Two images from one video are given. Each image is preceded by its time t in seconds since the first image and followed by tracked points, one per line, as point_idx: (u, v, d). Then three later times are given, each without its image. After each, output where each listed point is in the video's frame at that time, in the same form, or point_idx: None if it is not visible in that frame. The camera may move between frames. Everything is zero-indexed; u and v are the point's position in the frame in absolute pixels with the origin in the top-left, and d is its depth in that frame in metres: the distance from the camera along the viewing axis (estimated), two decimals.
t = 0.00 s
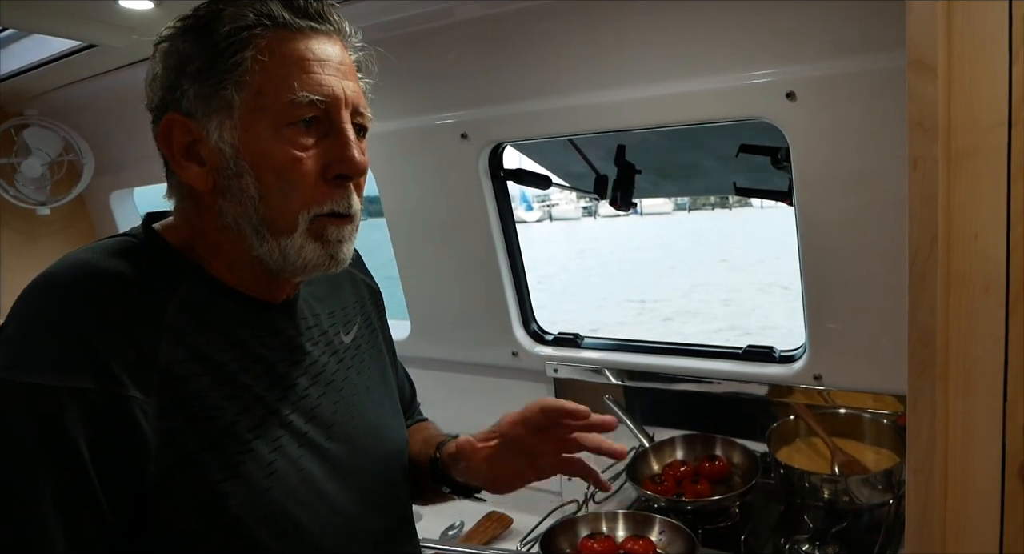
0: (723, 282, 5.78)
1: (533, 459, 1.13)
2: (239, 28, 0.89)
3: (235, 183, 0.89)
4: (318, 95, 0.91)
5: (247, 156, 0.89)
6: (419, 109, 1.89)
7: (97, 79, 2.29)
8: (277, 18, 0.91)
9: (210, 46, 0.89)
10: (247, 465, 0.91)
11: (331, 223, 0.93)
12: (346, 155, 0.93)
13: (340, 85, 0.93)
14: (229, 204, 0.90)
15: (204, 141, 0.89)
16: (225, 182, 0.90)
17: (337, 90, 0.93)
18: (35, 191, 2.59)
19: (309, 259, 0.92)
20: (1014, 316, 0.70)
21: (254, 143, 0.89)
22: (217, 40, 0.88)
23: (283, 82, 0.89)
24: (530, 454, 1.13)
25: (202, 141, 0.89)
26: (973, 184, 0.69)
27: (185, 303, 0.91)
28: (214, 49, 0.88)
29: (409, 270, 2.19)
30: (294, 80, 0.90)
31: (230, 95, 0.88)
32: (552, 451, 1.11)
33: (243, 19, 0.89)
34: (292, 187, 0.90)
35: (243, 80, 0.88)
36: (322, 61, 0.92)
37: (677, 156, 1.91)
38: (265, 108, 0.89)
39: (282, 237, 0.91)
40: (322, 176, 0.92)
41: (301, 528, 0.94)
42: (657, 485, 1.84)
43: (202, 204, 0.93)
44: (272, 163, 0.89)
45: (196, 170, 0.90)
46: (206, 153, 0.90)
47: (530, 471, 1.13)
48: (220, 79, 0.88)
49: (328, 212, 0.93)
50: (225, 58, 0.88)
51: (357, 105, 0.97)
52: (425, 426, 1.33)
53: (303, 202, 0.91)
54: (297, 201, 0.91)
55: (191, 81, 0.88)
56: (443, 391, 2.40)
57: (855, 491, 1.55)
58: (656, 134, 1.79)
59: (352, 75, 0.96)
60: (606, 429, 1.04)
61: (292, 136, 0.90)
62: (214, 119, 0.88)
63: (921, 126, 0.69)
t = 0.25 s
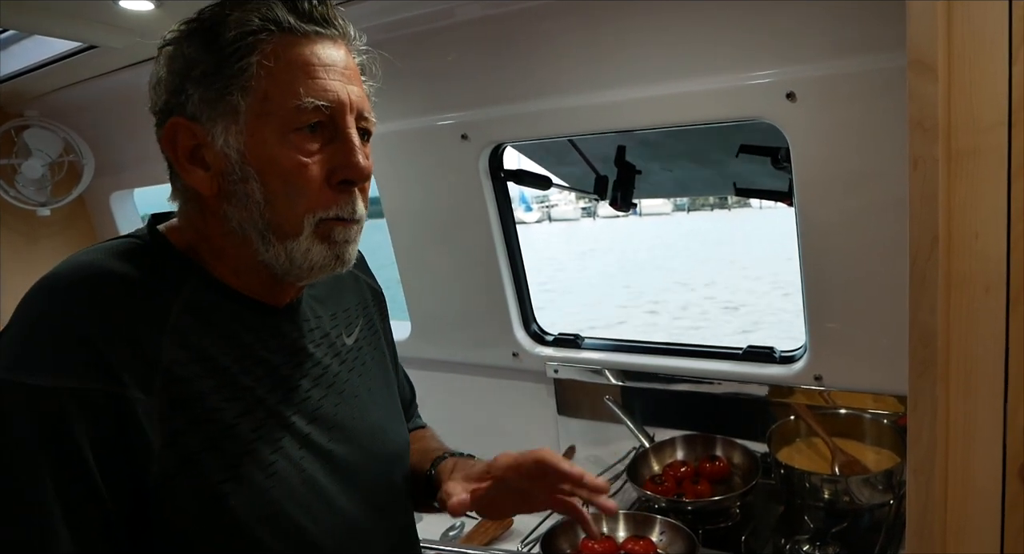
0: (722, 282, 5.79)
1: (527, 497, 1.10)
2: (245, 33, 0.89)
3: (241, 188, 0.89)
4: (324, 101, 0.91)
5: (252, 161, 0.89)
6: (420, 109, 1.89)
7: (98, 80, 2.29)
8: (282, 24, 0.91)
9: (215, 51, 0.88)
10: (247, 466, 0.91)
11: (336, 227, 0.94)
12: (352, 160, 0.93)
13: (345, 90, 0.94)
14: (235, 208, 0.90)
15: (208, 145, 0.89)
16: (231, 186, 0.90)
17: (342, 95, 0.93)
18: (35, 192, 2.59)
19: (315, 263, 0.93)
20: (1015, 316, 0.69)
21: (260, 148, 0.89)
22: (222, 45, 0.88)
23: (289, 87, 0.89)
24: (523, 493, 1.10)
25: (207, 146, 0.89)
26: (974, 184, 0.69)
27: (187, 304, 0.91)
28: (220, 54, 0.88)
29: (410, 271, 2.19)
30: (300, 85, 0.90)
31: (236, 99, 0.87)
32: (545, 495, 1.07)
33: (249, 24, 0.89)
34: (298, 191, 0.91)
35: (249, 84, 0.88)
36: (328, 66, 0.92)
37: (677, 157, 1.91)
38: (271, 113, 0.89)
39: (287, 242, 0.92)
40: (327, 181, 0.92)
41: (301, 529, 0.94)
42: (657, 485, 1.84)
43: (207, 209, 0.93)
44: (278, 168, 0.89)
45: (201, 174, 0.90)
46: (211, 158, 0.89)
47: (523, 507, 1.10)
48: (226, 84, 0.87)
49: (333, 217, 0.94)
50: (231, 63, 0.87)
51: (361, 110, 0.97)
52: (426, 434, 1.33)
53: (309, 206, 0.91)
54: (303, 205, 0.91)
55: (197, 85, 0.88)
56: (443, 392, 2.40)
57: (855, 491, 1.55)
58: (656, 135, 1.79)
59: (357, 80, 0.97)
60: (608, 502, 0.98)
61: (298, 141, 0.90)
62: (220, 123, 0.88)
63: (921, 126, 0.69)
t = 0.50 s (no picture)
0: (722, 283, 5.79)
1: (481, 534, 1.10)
2: (249, 37, 0.89)
3: (244, 192, 0.90)
4: (327, 106, 0.91)
5: (255, 166, 0.89)
6: (420, 110, 1.89)
7: (98, 80, 2.30)
8: (286, 28, 0.91)
9: (219, 55, 0.88)
10: (246, 464, 0.91)
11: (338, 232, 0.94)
12: (354, 164, 0.93)
13: (348, 95, 0.94)
14: (237, 212, 0.90)
15: (211, 149, 0.89)
16: (233, 190, 0.90)
17: (345, 100, 0.93)
18: (36, 192, 2.60)
19: (316, 267, 0.93)
20: (1015, 316, 0.70)
21: (263, 152, 0.89)
22: (226, 49, 0.88)
23: (292, 92, 0.89)
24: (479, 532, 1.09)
25: (210, 150, 0.89)
26: (974, 184, 0.69)
27: (187, 304, 0.91)
28: (224, 58, 0.88)
29: (410, 271, 2.19)
30: (303, 90, 0.90)
31: (240, 104, 0.88)
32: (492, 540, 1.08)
33: (253, 28, 0.89)
34: (300, 197, 0.91)
35: (253, 89, 0.88)
36: (331, 71, 0.92)
37: (677, 158, 1.91)
38: (275, 118, 0.89)
39: (289, 246, 0.92)
40: (330, 186, 0.92)
41: (298, 527, 0.94)
42: (656, 485, 1.85)
43: (209, 212, 0.93)
44: (281, 173, 0.90)
45: (203, 178, 0.90)
46: (214, 161, 0.90)
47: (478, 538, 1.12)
48: (229, 88, 0.87)
49: (335, 222, 0.94)
50: (234, 67, 0.87)
51: (364, 114, 0.97)
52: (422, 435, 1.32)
53: (311, 211, 0.92)
54: (305, 210, 0.91)
55: (200, 89, 0.88)
56: (443, 392, 2.41)
57: (856, 493, 1.55)
58: (656, 135, 1.79)
59: (360, 84, 0.97)
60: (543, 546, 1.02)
61: (301, 145, 0.90)
62: (223, 128, 0.88)
63: (921, 127, 0.69)
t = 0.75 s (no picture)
0: (722, 283, 5.79)
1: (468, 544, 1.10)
2: (266, 43, 0.88)
3: (259, 198, 0.89)
4: (344, 112, 0.91)
5: (271, 172, 0.89)
6: (420, 110, 1.89)
7: (99, 81, 2.30)
8: (303, 35, 0.91)
9: (235, 59, 0.88)
10: (245, 464, 0.91)
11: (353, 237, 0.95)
12: (371, 171, 0.93)
13: (363, 102, 0.94)
14: (251, 217, 0.90)
15: (225, 154, 0.88)
16: (248, 196, 0.90)
17: (361, 107, 0.93)
18: (36, 192, 2.60)
19: (330, 271, 0.94)
20: (1015, 316, 0.69)
21: (280, 159, 0.89)
22: (243, 54, 0.88)
23: (310, 99, 0.89)
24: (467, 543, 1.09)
25: (223, 155, 0.89)
26: (975, 185, 0.69)
27: (187, 304, 0.91)
28: (240, 63, 0.87)
29: (410, 272, 2.19)
30: (321, 96, 0.90)
31: (257, 110, 0.87)
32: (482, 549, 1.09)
33: (271, 34, 0.89)
34: (316, 203, 0.91)
35: (270, 96, 0.88)
36: (347, 78, 0.92)
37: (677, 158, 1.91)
38: (292, 124, 0.89)
39: (303, 251, 0.92)
40: (345, 192, 0.93)
41: (295, 528, 0.95)
42: (657, 486, 1.85)
43: (218, 216, 0.93)
44: (298, 180, 0.90)
45: (215, 183, 0.89)
46: (227, 167, 0.89)
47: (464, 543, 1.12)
48: (246, 94, 0.87)
49: (349, 227, 0.94)
50: (252, 73, 0.87)
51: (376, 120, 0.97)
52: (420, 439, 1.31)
53: (327, 217, 0.92)
54: (321, 216, 0.92)
55: (214, 94, 0.87)
56: (443, 393, 2.41)
57: (856, 493, 1.55)
58: (656, 136, 1.80)
59: (372, 90, 0.97)
60: None
61: (317, 152, 0.90)
62: (239, 133, 0.87)
63: (921, 127, 0.69)
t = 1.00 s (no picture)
0: (721, 282, 5.79)
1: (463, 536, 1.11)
2: (272, 45, 0.87)
3: (266, 200, 0.89)
4: (349, 114, 0.91)
5: (278, 174, 0.89)
6: (419, 109, 1.89)
7: (97, 80, 2.30)
8: (306, 35, 0.90)
9: (240, 61, 0.87)
10: (241, 464, 0.91)
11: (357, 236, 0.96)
12: (375, 172, 0.94)
13: (366, 102, 0.94)
14: (257, 219, 0.90)
15: (230, 156, 0.88)
16: (254, 198, 0.89)
17: (365, 108, 0.93)
18: (35, 192, 2.59)
19: (335, 269, 0.95)
20: (1014, 315, 0.69)
21: (286, 161, 0.89)
22: (248, 55, 0.87)
23: (316, 100, 0.89)
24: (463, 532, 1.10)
25: (228, 157, 0.88)
26: (974, 185, 0.69)
27: (183, 303, 0.91)
28: (246, 64, 0.86)
29: (409, 271, 2.19)
30: (326, 98, 0.89)
31: (263, 112, 0.87)
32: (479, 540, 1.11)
33: (275, 35, 0.88)
34: (322, 204, 0.91)
35: (276, 98, 0.87)
36: (351, 78, 0.92)
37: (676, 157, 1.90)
38: (298, 126, 0.88)
39: (309, 251, 0.93)
40: (350, 193, 0.93)
41: (293, 528, 0.95)
42: (655, 485, 1.86)
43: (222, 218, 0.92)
44: (305, 181, 0.90)
45: (220, 185, 0.89)
46: (232, 169, 0.88)
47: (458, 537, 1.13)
48: (253, 96, 0.86)
49: (353, 227, 0.95)
50: (258, 75, 0.86)
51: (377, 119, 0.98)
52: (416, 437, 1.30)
53: (333, 217, 0.92)
54: (327, 216, 0.92)
55: (219, 95, 0.86)
56: (442, 392, 2.41)
57: (855, 492, 1.55)
58: (655, 135, 1.79)
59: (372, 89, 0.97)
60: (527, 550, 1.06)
61: (323, 154, 0.90)
62: (245, 136, 0.87)
63: (921, 126, 0.69)
